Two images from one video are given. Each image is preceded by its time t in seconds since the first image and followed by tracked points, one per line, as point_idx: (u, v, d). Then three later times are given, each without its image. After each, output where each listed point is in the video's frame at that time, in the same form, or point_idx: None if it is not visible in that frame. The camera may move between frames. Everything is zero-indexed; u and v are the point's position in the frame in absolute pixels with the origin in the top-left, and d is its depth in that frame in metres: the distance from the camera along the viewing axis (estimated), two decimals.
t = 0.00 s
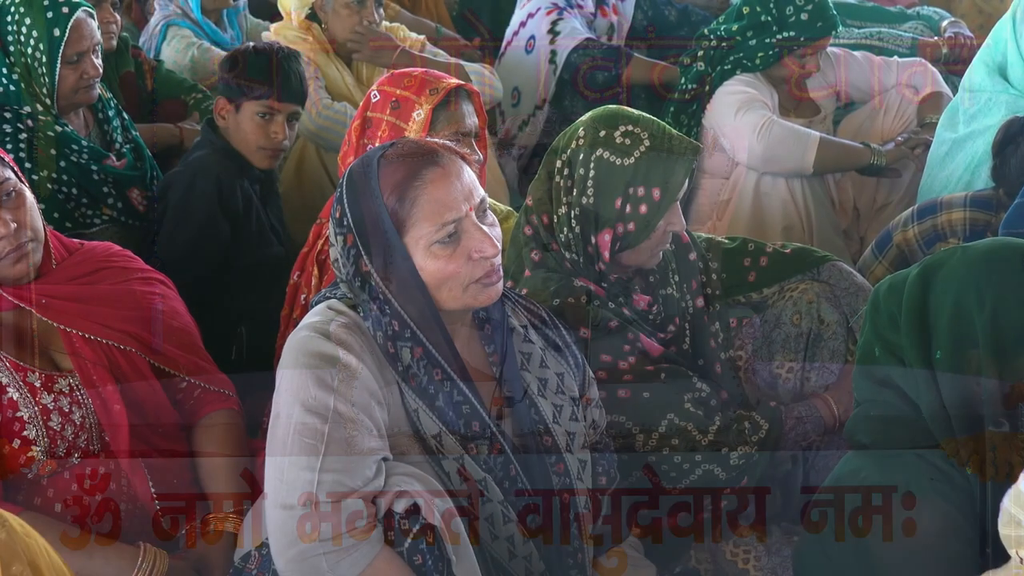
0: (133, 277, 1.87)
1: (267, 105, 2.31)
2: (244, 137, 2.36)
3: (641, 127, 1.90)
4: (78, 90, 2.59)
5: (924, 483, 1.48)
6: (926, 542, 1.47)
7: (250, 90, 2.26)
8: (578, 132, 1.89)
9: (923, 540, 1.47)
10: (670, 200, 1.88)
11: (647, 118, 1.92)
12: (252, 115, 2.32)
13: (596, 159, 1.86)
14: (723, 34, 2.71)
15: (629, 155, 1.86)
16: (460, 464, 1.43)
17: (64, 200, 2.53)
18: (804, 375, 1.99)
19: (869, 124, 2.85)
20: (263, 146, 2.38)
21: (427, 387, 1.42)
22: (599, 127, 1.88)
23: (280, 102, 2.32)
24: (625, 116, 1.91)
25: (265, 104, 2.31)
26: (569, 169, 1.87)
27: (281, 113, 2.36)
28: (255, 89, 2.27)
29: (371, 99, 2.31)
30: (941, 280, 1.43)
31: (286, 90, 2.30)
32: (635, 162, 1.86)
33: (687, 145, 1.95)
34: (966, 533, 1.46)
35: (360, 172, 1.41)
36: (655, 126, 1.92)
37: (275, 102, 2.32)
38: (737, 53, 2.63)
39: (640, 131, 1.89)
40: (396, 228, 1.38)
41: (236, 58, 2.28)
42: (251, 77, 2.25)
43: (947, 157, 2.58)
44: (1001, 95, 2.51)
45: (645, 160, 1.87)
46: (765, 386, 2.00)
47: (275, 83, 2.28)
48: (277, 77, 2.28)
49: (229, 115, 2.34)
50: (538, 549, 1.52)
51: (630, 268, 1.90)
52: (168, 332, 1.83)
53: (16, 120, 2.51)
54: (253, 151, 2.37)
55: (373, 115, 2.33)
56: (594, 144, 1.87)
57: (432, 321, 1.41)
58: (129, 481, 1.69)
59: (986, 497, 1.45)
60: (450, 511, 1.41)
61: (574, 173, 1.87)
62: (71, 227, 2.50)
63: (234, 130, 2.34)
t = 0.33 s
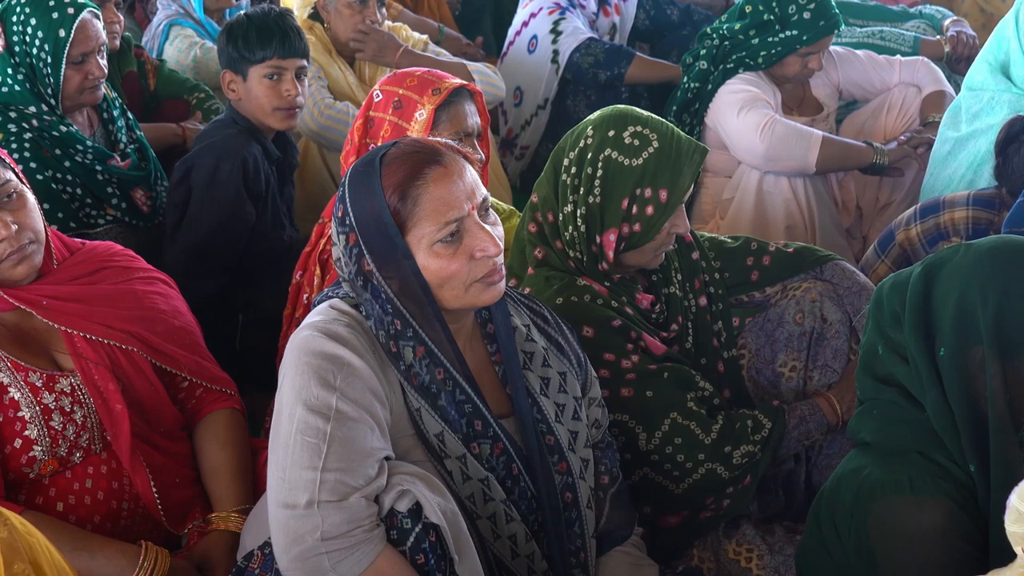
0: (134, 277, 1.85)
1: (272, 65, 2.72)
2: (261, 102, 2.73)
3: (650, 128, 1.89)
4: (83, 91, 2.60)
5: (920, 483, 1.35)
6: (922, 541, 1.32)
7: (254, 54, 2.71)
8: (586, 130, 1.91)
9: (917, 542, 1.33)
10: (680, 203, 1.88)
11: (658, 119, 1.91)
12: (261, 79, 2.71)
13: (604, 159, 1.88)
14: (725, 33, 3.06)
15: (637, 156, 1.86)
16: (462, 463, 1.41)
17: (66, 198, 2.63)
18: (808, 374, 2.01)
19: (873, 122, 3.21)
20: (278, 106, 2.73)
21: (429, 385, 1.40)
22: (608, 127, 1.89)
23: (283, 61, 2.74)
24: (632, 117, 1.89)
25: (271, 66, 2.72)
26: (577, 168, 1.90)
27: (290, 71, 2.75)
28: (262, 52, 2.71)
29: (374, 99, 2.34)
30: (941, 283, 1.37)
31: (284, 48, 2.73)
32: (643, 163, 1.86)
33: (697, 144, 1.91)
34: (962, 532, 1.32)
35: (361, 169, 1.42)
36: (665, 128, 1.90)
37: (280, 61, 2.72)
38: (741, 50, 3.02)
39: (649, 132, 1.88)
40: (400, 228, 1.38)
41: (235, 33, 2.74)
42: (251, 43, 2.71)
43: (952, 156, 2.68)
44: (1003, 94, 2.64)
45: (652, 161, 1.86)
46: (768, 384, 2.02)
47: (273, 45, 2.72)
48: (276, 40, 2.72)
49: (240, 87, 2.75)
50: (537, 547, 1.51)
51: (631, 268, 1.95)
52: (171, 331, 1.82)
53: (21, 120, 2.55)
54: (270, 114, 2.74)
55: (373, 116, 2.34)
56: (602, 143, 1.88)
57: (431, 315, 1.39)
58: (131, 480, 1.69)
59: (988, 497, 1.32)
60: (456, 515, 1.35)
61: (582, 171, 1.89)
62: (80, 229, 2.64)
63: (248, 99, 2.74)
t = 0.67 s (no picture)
0: (134, 276, 1.85)
1: (266, 73, 2.73)
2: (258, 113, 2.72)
3: (662, 131, 1.89)
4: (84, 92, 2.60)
5: (920, 482, 1.35)
6: (922, 539, 1.32)
7: (247, 63, 2.73)
8: (596, 129, 1.91)
9: (917, 540, 1.33)
10: (688, 207, 1.88)
11: (669, 122, 1.91)
12: (256, 88, 2.72)
13: (615, 159, 1.87)
14: (726, 32, 3.06)
15: (648, 159, 1.87)
16: (462, 462, 1.41)
17: (68, 198, 2.62)
18: (809, 373, 2.00)
19: (874, 121, 3.21)
20: (274, 113, 2.73)
21: (428, 384, 1.39)
22: (619, 128, 1.88)
23: (277, 69, 2.74)
24: (644, 119, 1.89)
25: (265, 75, 2.73)
26: (586, 168, 1.89)
27: (285, 79, 2.76)
28: (255, 61, 2.72)
29: (374, 97, 2.34)
30: (940, 282, 1.37)
31: (277, 56, 2.74)
32: (653, 166, 1.86)
33: (706, 150, 1.92)
34: (962, 531, 1.32)
35: (360, 169, 1.42)
36: (676, 131, 1.90)
37: (275, 70, 2.74)
38: (741, 49, 3.01)
39: (662, 135, 1.88)
40: (399, 227, 1.38)
41: (227, 42, 2.76)
42: (243, 52, 2.73)
43: (951, 152, 2.70)
44: (1003, 93, 2.64)
45: (662, 165, 1.86)
46: (769, 383, 2.02)
47: (266, 53, 2.73)
48: (269, 48, 2.73)
49: (235, 98, 2.74)
50: (537, 546, 1.51)
51: (634, 268, 1.95)
52: (171, 331, 1.82)
53: (23, 120, 2.55)
54: (267, 121, 2.74)
55: (374, 114, 2.33)
56: (613, 143, 1.88)
57: (431, 315, 1.39)
58: (131, 480, 1.69)
59: (989, 497, 1.32)
60: (456, 515, 1.35)
61: (591, 170, 1.89)
62: (80, 230, 2.65)
63: (244, 109, 2.74)
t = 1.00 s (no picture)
0: (137, 277, 1.85)
1: (244, 85, 2.72)
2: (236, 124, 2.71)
3: (669, 132, 1.90)
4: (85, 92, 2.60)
5: (921, 482, 1.35)
6: (925, 539, 1.32)
7: (224, 75, 2.71)
8: (604, 129, 1.90)
9: (919, 539, 1.33)
10: (693, 207, 1.89)
11: (676, 123, 1.91)
12: (235, 101, 2.70)
13: (622, 160, 1.87)
14: (727, 32, 3.05)
15: (655, 159, 1.87)
16: (463, 461, 1.41)
17: (68, 199, 2.63)
18: (812, 372, 2.00)
19: (875, 120, 3.20)
20: (256, 125, 2.73)
21: (429, 384, 1.40)
22: (626, 129, 1.89)
23: (254, 81, 2.75)
24: (650, 120, 1.90)
25: (243, 87, 2.72)
26: (592, 168, 1.89)
27: (262, 90, 2.77)
28: (231, 73, 2.71)
29: (374, 97, 2.34)
30: (940, 281, 1.37)
31: (254, 67, 2.74)
32: (661, 166, 1.87)
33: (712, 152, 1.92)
34: (965, 531, 1.31)
35: (360, 168, 1.42)
36: (683, 132, 1.91)
37: (253, 83, 2.74)
38: (742, 50, 3.01)
39: (669, 136, 1.89)
40: (399, 226, 1.38)
41: (197, 58, 2.73)
42: (218, 64, 2.71)
43: (953, 152, 2.70)
44: (1005, 93, 2.64)
45: (669, 165, 1.87)
46: (772, 382, 2.03)
47: (243, 64, 2.73)
48: (245, 59, 2.73)
49: (212, 112, 2.72)
50: (538, 545, 1.51)
51: (638, 268, 1.95)
52: (173, 331, 1.82)
53: (23, 120, 2.55)
54: (248, 133, 2.74)
55: (375, 114, 2.33)
56: (621, 144, 1.88)
57: (433, 315, 1.39)
58: (133, 480, 1.69)
59: (991, 497, 1.32)
60: (457, 514, 1.34)
61: (598, 170, 1.89)
62: (81, 230, 2.65)
63: (222, 122, 2.72)
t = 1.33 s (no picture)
0: (140, 276, 1.86)
1: (211, 77, 2.70)
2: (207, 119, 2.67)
3: (662, 127, 1.89)
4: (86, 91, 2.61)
5: (924, 480, 1.35)
6: (928, 537, 1.32)
7: (191, 67, 2.70)
8: (597, 128, 1.91)
9: (922, 538, 1.33)
10: (690, 203, 1.88)
11: (669, 118, 1.91)
12: (202, 92, 2.68)
13: (616, 157, 1.87)
14: (729, 30, 3.04)
15: (648, 155, 1.87)
16: (466, 459, 1.41)
17: (70, 198, 2.63)
18: (813, 371, 2.00)
19: (876, 118, 3.20)
20: (225, 117, 2.68)
21: (432, 383, 1.40)
22: (618, 126, 1.89)
23: (221, 72, 2.72)
24: (643, 116, 1.89)
25: (210, 79, 2.70)
26: (587, 166, 1.89)
27: (230, 81, 2.73)
28: (197, 65, 2.70)
29: (376, 95, 2.34)
30: (942, 279, 1.37)
31: (219, 58, 2.71)
32: (654, 163, 1.87)
33: (708, 145, 1.92)
34: (969, 529, 1.31)
35: (363, 166, 1.42)
36: (676, 127, 1.91)
37: (218, 74, 2.71)
38: (744, 49, 3.01)
39: (662, 131, 1.89)
40: (402, 224, 1.38)
41: (165, 52, 2.74)
42: (184, 58, 2.70)
43: (953, 151, 2.70)
44: (1008, 91, 2.64)
45: (663, 161, 1.87)
46: (774, 381, 2.03)
47: (209, 55, 2.70)
48: (210, 51, 2.71)
49: (181, 105, 2.72)
50: (541, 543, 1.51)
51: (638, 266, 1.95)
52: (175, 330, 1.82)
53: (24, 120, 2.56)
54: (219, 127, 2.68)
55: (376, 113, 2.33)
56: (614, 141, 1.88)
57: (438, 314, 1.40)
58: (137, 479, 1.69)
59: (993, 494, 1.32)
60: (461, 512, 1.34)
61: (592, 168, 1.89)
62: (84, 229, 2.65)
63: (192, 115, 2.69)
